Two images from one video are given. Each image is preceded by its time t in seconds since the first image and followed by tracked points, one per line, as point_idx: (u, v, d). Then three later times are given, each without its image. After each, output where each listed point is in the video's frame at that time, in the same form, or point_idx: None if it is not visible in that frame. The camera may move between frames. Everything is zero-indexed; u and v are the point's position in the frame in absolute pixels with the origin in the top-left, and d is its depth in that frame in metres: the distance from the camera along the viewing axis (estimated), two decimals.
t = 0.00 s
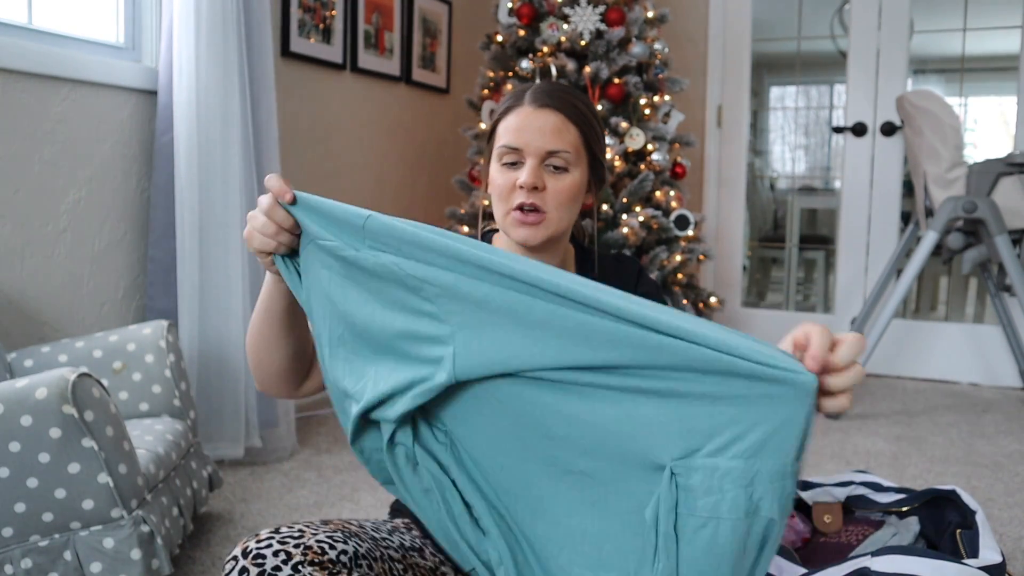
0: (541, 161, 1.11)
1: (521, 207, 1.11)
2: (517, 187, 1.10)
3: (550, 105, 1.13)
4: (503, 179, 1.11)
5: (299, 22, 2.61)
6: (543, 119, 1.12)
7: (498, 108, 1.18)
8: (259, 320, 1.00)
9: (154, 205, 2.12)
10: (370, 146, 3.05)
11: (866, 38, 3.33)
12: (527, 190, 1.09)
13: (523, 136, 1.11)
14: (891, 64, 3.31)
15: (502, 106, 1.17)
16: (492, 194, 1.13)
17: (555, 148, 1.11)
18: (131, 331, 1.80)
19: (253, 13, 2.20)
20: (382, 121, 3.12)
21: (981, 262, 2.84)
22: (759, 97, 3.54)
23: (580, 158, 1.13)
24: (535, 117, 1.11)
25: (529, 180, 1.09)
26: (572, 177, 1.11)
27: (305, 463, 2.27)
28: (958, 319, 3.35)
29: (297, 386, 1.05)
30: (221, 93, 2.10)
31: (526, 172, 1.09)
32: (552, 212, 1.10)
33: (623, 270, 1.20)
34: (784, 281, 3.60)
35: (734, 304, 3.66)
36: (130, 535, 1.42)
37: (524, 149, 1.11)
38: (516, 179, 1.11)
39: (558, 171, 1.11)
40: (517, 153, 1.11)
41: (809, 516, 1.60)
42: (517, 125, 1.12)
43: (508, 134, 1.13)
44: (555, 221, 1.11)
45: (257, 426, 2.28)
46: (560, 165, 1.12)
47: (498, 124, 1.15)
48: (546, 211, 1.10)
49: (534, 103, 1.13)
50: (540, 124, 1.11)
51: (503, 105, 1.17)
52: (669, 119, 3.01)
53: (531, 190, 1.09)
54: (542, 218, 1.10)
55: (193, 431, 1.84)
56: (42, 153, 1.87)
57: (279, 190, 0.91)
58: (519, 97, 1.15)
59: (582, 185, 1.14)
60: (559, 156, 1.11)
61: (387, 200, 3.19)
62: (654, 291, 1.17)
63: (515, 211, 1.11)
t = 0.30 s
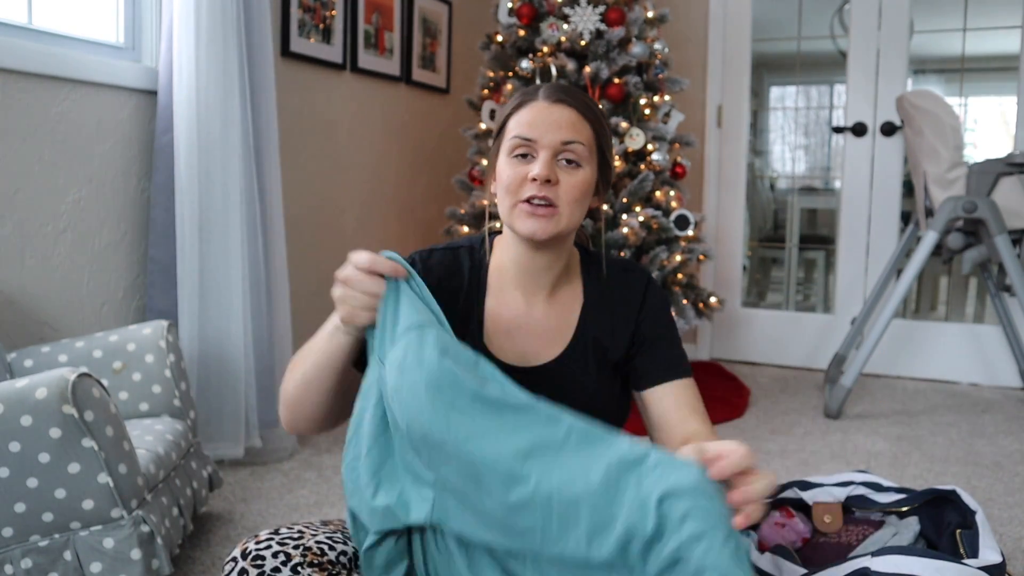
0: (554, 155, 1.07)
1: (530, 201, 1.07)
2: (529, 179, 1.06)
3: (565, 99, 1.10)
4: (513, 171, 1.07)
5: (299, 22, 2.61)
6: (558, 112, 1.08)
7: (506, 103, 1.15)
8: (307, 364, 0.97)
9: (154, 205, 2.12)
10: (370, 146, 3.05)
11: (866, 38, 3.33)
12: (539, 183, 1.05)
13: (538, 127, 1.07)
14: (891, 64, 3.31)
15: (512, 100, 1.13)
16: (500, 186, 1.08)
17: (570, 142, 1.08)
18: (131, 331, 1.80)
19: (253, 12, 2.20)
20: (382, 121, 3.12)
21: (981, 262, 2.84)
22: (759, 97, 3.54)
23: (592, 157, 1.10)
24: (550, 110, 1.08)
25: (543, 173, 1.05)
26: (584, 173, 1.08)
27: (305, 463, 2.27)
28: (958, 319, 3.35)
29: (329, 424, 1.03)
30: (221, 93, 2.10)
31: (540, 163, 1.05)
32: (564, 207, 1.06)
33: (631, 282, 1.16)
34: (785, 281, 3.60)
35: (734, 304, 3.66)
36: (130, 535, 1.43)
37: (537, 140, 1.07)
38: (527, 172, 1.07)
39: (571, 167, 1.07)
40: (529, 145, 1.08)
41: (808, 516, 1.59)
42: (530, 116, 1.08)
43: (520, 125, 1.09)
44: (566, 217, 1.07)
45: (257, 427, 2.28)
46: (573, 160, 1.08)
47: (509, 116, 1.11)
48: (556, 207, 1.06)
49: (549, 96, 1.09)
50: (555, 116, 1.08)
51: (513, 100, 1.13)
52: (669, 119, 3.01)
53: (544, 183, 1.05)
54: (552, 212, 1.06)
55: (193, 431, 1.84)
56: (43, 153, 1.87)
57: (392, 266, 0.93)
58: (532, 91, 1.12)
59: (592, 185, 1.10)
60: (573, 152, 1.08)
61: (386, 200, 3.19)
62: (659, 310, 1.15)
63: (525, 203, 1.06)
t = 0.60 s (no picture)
0: (557, 151, 1.08)
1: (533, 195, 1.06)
2: (531, 173, 1.05)
3: (565, 100, 1.12)
4: (515, 165, 1.07)
5: (299, 22, 2.61)
6: (561, 110, 1.10)
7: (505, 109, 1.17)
8: (401, 430, 1.05)
9: (154, 205, 2.12)
10: (370, 146, 3.05)
11: (866, 38, 3.33)
12: (542, 177, 1.05)
13: (541, 123, 1.09)
14: (891, 64, 3.31)
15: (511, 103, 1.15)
16: (502, 181, 1.08)
17: (573, 138, 1.09)
18: (131, 331, 1.80)
19: (253, 11, 2.20)
20: (382, 121, 3.12)
21: (981, 262, 2.84)
22: (759, 97, 3.54)
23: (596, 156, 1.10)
24: (552, 108, 1.10)
25: (545, 165, 1.05)
26: (588, 170, 1.08)
27: (305, 463, 2.27)
28: (958, 319, 3.35)
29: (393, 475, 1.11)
30: (221, 93, 2.10)
31: (542, 155, 1.05)
32: (566, 201, 1.06)
33: (636, 299, 1.16)
34: (785, 281, 3.60)
35: (734, 304, 3.66)
36: (130, 535, 1.42)
37: (540, 136, 1.08)
38: (529, 166, 1.06)
39: (573, 163, 1.08)
40: (532, 141, 1.08)
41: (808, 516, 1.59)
42: (531, 115, 1.10)
43: (521, 124, 1.10)
44: (569, 212, 1.06)
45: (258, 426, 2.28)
46: (576, 157, 1.08)
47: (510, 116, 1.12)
48: (559, 200, 1.06)
49: (550, 96, 1.11)
50: (558, 114, 1.10)
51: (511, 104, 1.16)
52: (669, 119, 3.01)
53: (546, 176, 1.05)
54: (555, 206, 1.06)
55: (193, 431, 1.84)
56: (42, 154, 1.87)
57: (534, 417, 0.98)
58: (531, 93, 1.14)
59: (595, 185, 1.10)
60: (575, 148, 1.08)
61: (387, 201, 3.19)
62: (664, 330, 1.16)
63: (528, 196, 1.05)
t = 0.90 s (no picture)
0: (553, 153, 1.09)
1: (531, 200, 1.08)
2: (528, 176, 1.07)
3: (559, 100, 1.13)
4: (512, 169, 1.09)
5: (299, 22, 2.61)
6: (556, 110, 1.12)
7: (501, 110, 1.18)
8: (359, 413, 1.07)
9: (154, 205, 2.12)
10: (370, 146, 3.05)
11: (866, 38, 3.33)
12: (540, 180, 1.07)
13: (536, 126, 1.10)
14: (891, 64, 3.31)
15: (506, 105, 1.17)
16: (499, 185, 1.09)
17: (569, 139, 1.10)
18: (131, 331, 1.80)
19: (252, 11, 2.20)
20: (382, 121, 3.12)
21: (981, 262, 2.84)
22: (759, 97, 3.54)
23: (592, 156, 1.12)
24: (546, 109, 1.11)
25: (541, 168, 1.07)
26: (585, 171, 1.10)
27: (306, 463, 2.27)
28: (958, 319, 3.35)
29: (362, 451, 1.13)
30: (221, 93, 2.10)
31: (538, 158, 1.07)
32: (566, 205, 1.08)
33: (638, 302, 1.18)
34: (785, 281, 3.60)
35: (734, 304, 3.66)
36: (130, 535, 1.42)
37: (536, 138, 1.10)
38: (526, 169, 1.08)
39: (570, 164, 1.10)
40: (528, 144, 1.10)
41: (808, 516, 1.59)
42: (525, 117, 1.11)
43: (517, 126, 1.12)
44: (569, 215, 1.08)
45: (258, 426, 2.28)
46: (573, 158, 1.10)
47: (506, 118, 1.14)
48: (558, 204, 1.08)
49: (544, 97, 1.13)
50: (553, 115, 1.11)
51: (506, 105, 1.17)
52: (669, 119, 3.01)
53: (544, 179, 1.07)
54: (555, 210, 1.08)
55: (193, 431, 1.85)
56: (42, 153, 1.87)
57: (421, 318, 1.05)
58: (526, 94, 1.15)
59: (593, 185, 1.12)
60: (571, 149, 1.10)
61: (387, 201, 3.19)
62: (666, 333, 1.19)
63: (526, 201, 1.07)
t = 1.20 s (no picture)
0: (550, 157, 1.10)
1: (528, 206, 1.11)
2: (525, 182, 1.09)
3: (556, 100, 1.13)
4: (508, 173, 1.10)
5: (299, 22, 2.61)
6: (554, 112, 1.12)
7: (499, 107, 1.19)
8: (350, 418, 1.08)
9: (154, 205, 2.11)
10: (370, 146, 3.05)
11: (866, 38, 3.33)
12: (536, 186, 1.09)
13: (533, 129, 1.10)
14: (891, 64, 3.31)
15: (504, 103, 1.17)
16: (495, 189, 1.11)
17: (566, 143, 1.11)
18: (131, 331, 1.80)
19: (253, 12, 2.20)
20: (382, 121, 3.12)
21: (981, 262, 2.84)
22: (759, 97, 3.54)
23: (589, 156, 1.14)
24: (544, 110, 1.12)
25: (539, 173, 1.09)
26: (581, 175, 1.11)
27: (306, 463, 2.27)
28: (958, 319, 3.35)
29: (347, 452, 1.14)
30: (221, 93, 2.10)
31: (536, 164, 1.08)
32: (561, 211, 1.10)
33: (632, 306, 1.21)
34: (785, 281, 3.60)
35: (734, 304, 3.66)
36: (130, 535, 1.42)
37: (533, 142, 1.10)
38: (523, 173, 1.10)
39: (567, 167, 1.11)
40: (525, 147, 1.11)
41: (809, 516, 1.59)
42: (523, 117, 1.12)
43: (514, 127, 1.12)
44: (563, 221, 1.10)
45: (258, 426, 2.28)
46: (569, 162, 1.11)
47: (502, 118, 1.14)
48: (555, 210, 1.10)
49: (542, 97, 1.13)
50: (551, 118, 1.11)
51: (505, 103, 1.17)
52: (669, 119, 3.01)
53: (541, 184, 1.09)
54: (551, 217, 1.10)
55: (193, 431, 1.84)
56: (43, 153, 1.87)
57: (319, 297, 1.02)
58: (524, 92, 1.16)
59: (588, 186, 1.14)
60: (569, 152, 1.11)
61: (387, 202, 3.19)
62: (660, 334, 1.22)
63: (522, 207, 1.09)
